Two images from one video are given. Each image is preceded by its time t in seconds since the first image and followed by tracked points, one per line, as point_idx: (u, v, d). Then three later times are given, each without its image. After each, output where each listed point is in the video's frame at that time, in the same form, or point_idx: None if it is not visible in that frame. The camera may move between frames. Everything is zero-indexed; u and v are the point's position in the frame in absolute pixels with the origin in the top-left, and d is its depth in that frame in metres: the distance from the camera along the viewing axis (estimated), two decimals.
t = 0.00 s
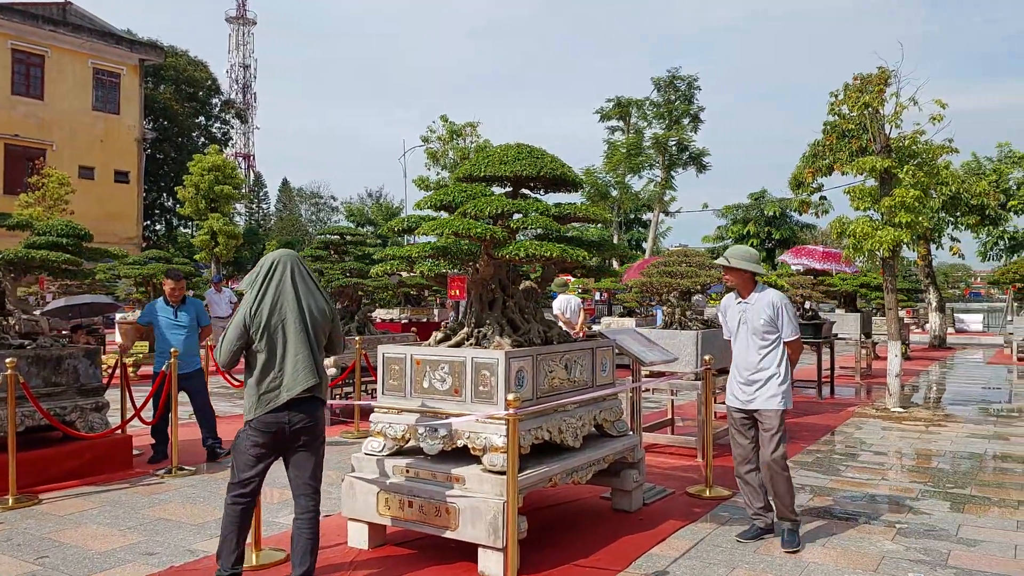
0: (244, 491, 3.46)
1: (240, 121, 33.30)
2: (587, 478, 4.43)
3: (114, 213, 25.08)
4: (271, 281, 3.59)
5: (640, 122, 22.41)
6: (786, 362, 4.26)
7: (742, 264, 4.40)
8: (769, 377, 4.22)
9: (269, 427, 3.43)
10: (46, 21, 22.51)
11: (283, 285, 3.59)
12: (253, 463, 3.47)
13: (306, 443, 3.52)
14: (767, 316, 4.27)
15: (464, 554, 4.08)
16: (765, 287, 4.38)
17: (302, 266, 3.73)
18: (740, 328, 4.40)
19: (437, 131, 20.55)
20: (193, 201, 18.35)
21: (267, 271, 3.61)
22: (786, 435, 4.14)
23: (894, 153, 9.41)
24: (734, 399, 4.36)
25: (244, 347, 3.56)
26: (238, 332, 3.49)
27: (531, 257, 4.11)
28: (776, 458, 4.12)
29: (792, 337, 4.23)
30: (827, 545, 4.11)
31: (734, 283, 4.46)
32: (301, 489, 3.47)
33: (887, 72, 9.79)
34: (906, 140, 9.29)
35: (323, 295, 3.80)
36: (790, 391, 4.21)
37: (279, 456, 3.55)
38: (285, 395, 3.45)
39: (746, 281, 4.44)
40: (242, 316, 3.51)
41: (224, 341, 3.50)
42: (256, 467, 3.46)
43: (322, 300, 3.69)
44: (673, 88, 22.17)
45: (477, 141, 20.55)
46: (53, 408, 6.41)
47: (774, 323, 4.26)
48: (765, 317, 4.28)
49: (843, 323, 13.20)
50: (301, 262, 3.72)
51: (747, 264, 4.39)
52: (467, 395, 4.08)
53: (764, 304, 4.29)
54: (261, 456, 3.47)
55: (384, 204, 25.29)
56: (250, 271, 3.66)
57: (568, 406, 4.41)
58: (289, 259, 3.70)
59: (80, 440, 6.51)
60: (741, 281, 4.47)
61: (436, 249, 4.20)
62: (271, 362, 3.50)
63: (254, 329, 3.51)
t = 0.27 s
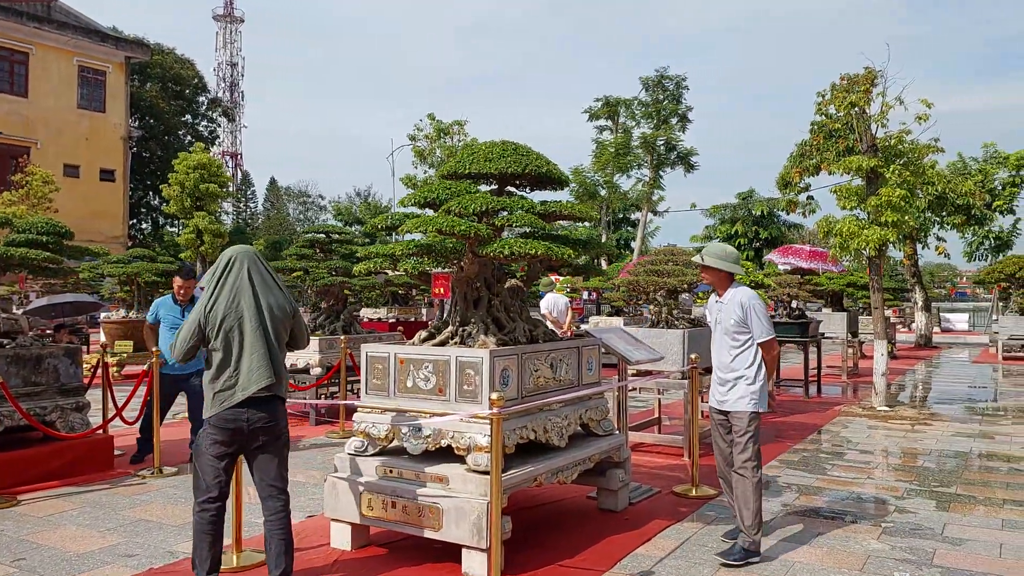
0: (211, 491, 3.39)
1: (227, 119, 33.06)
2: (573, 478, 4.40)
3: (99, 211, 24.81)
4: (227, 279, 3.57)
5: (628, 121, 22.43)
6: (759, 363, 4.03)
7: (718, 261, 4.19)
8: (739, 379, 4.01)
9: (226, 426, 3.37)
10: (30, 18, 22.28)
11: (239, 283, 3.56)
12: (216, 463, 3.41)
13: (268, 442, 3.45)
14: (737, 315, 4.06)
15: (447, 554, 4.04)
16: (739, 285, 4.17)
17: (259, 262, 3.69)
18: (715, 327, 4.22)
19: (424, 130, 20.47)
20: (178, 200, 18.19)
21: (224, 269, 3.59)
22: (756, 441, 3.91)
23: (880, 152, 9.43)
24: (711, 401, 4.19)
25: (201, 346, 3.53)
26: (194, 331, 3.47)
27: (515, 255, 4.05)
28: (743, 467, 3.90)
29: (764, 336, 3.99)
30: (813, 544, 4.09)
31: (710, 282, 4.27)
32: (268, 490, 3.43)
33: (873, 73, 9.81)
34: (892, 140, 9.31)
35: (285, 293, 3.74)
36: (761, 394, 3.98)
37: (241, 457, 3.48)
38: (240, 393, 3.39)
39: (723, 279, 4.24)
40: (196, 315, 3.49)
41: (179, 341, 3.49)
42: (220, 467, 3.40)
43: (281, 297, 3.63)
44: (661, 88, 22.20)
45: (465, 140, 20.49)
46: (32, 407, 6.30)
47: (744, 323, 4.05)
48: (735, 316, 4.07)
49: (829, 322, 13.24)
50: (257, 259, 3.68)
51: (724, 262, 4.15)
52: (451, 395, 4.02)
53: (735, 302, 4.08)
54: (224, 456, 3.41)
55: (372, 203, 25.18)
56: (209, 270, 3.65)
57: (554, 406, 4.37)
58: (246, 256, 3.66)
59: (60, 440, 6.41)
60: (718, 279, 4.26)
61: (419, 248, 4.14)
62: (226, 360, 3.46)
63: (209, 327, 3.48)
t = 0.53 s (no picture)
0: (171, 493, 3.41)
1: (212, 117, 32.75)
2: (558, 479, 4.33)
3: (82, 209, 24.48)
4: (178, 276, 3.62)
5: (615, 121, 22.41)
6: (736, 366, 3.86)
7: (701, 259, 4.11)
8: (712, 381, 3.87)
9: (176, 426, 3.40)
10: (11, 13, 21.96)
11: (188, 280, 3.60)
12: (174, 465, 3.42)
13: (224, 444, 3.47)
14: (717, 315, 3.91)
15: (429, 558, 3.96)
16: (724, 283, 4.00)
17: (212, 260, 3.72)
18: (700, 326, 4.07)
19: (410, 128, 20.41)
20: (161, 198, 17.98)
21: (175, 267, 3.65)
22: (726, 448, 3.77)
23: (866, 151, 9.43)
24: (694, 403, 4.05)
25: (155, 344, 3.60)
26: (144, 328, 3.54)
27: (499, 252, 3.93)
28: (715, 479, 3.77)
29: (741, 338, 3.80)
30: (800, 545, 4.05)
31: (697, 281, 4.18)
32: (231, 495, 3.47)
33: (859, 72, 9.82)
34: (878, 139, 9.31)
35: (240, 290, 3.77)
36: (734, 398, 3.81)
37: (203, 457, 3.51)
38: (186, 391, 3.42)
39: (710, 278, 4.13)
40: (146, 314, 3.57)
41: (132, 339, 3.57)
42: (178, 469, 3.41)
43: (231, 294, 3.65)
44: (649, 87, 22.19)
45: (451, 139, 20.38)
46: (8, 408, 6.14)
47: (724, 323, 3.89)
48: (716, 315, 3.92)
49: (816, 321, 13.27)
50: (209, 256, 3.71)
51: (707, 259, 4.10)
52: (434, 394, 3.94)
53: (716, 301, 3.93)
54: (181, 458, 3.43)
55: (358, 202, 25.03)
56: (164, 269, 3.72)
57: (539, 405, 4.31)
58: (198, 253, 3.70)
59: (36, 442, 6.26)
60: (707, 278, 4.16)
61: (401, 244, 4.04)
62: (175, 358, 3.50)
63: (160, 325, 3.54)
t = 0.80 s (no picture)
0: (135, 504, 3.35)
1: (193, 115, 32.35)
2: (542, 485, 4.23)
3: (59, 208, 24.06)
4: (132, 279, 3.50)
5: (600, 120, 22.35)
6: (722, 374, 3.76)
7: (686, 261, 4.02)
8: (698, 390, 3.78)
9: (137, 436, 3.34)
10: None
11: (143, 283, 3.49)
12: (136, 474, 3.37)
13: (188, 453, 3.43)
14: (702, 321, 3.80)
15: (409, 568, 3.84)
16: (711, 286, 3.89)
17: (169, 260, 3.61)
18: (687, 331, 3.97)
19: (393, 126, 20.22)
20: (139, 197, 17.69)
21: (129, 269, 3.53)
22: (714, 462, 3.68)
23: (851, 151, 9.40)
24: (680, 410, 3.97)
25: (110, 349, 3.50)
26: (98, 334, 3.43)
27: (482, 253, 3.80)
28: (705, 495, 3.68)
29: (728, 346, 3.68)
30: (789, 552, 3.98)
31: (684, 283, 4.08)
32: (193, 506, 3.43)
33: (844, 73, 9.80)
34: (863, 139, 9.29)
35: (198, 291, 3.67)
36: (719, 407, 3.72)
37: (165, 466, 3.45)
38: (144, 399, 3.35)
39: (697, 280, 4.03)
40: (100, 318, 3.46)
41: (87, 345, 3.47)
42: (142, 479, 3.36)
43: (189, 296, 3.55)
44: (634, 87, 22.15)
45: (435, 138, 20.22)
46: None
47: (709, 329, 3.78)
48: (702, 321, 3.81)
49: (800, 322, 13.27)
50: (165, 257, 3.60)
51: (692, 261, 4.01)
52: (414, 400, 3.82)
53: (702, 307, 3.82)
54: (144, 468, 3.38)
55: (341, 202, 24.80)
56: (118, 270, 3.60)
57: (523, 410, 4.20)
58: (153, 254, 3.58)
59: (5, 448, 6.07)
60: (695, 279, 4.05)
61: (380, 246, 3.91)
62: (131, 365, 3.40)
63: (115, 330, 3.44)
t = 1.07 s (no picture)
0: (107, 512, 3.23)
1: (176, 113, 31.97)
2: (528, 491, 4.14)
3: (38, 206, 23.66)
4: (105, 281, 3.37)
5: (586, 120, 22.31)
6: (705, 378, 3.69)
7: (670, 262, 3.96)
8: (680, 395, 3.73)
9: (110, 443, 3.22)
10: None
11: (118, 285, 3.36)
12: (108, 482, 3.25)
13: (164, 460, 3.31)
14: (684, 324, 3.74)
15: None
16: (693, 289, 3.82)
17: (142, 260, 3.48)
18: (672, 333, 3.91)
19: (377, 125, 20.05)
20: (119, 195, 17.41)
21: (101, 271, 3.39)
22: (698, 469, 3.63)
23: (838, 152, 9.39)
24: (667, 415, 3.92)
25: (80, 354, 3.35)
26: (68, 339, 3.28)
27: (467, 254, 3.70)
28: (691, 503, 3.62)
29: (708, 349, 3.60)
30: (778, 558, 3.94)
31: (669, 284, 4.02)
32: (166, 513, 3.31)
33: (830, 74, 9.80)
34: (850, 140, 9.28)
35: (173, 294, 3.56)
36: (703, 413, 3.65)
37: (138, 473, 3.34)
38: (120, 407, 3.24)
39: (681, 281, 3.96)
40: (71, 322, 3.32)
41: (55, 350, 3.32)
42: (115, 486, 3.24)
43: (166, 300, 3.45)
44: (620, 87, 22.13)
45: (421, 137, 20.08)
46: None
47: (691, 333, 3.71)
48: (684, 324, 3.75)
49: (786, 323, 13.27)
50: (140, 257, 3.48)
51: (676, 261, 3.95)
52: (397, 405, 3.72)
53: (684, 310, 3.75)
54: (118, 474, 3.26)
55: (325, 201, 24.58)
56: (87, 271, 3.45)
57: (508, 414, 4.12)
58: (127, 255, 3.46)
59: None
60: (680, 280, 3.99)
61: (363, 245, 3.80)
62: (105, 371, 3.28)
63: (88, 334, 3.30)
